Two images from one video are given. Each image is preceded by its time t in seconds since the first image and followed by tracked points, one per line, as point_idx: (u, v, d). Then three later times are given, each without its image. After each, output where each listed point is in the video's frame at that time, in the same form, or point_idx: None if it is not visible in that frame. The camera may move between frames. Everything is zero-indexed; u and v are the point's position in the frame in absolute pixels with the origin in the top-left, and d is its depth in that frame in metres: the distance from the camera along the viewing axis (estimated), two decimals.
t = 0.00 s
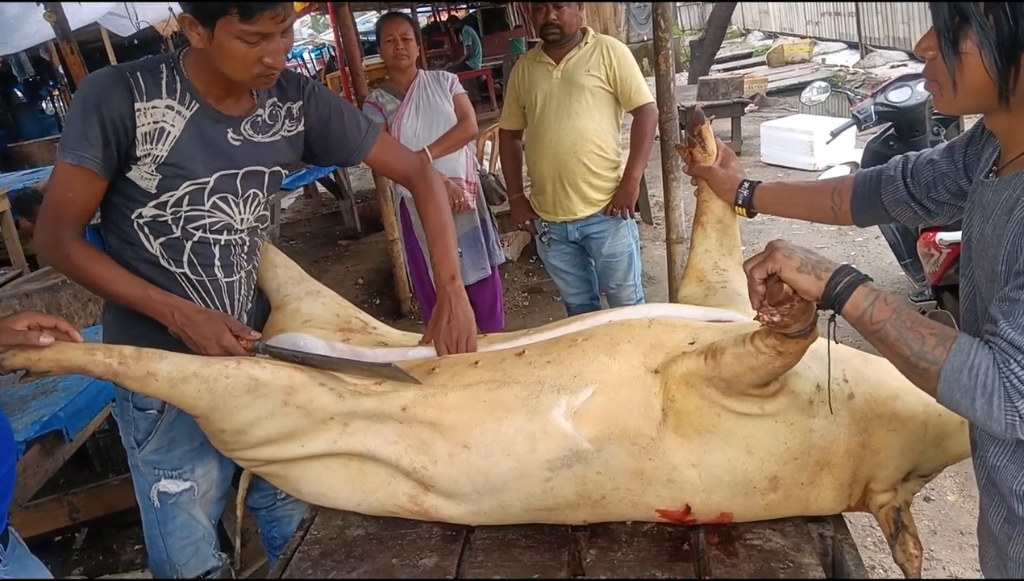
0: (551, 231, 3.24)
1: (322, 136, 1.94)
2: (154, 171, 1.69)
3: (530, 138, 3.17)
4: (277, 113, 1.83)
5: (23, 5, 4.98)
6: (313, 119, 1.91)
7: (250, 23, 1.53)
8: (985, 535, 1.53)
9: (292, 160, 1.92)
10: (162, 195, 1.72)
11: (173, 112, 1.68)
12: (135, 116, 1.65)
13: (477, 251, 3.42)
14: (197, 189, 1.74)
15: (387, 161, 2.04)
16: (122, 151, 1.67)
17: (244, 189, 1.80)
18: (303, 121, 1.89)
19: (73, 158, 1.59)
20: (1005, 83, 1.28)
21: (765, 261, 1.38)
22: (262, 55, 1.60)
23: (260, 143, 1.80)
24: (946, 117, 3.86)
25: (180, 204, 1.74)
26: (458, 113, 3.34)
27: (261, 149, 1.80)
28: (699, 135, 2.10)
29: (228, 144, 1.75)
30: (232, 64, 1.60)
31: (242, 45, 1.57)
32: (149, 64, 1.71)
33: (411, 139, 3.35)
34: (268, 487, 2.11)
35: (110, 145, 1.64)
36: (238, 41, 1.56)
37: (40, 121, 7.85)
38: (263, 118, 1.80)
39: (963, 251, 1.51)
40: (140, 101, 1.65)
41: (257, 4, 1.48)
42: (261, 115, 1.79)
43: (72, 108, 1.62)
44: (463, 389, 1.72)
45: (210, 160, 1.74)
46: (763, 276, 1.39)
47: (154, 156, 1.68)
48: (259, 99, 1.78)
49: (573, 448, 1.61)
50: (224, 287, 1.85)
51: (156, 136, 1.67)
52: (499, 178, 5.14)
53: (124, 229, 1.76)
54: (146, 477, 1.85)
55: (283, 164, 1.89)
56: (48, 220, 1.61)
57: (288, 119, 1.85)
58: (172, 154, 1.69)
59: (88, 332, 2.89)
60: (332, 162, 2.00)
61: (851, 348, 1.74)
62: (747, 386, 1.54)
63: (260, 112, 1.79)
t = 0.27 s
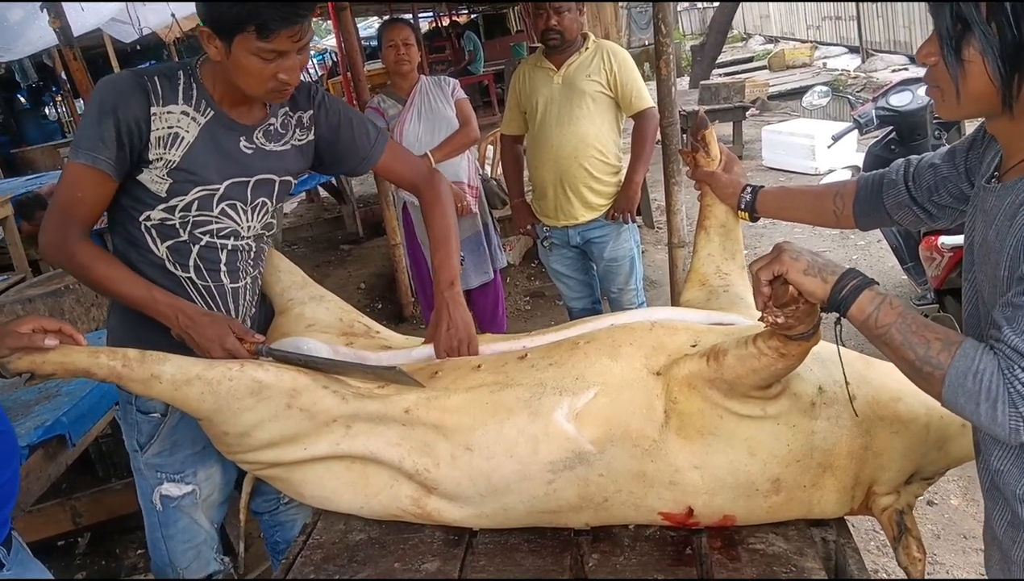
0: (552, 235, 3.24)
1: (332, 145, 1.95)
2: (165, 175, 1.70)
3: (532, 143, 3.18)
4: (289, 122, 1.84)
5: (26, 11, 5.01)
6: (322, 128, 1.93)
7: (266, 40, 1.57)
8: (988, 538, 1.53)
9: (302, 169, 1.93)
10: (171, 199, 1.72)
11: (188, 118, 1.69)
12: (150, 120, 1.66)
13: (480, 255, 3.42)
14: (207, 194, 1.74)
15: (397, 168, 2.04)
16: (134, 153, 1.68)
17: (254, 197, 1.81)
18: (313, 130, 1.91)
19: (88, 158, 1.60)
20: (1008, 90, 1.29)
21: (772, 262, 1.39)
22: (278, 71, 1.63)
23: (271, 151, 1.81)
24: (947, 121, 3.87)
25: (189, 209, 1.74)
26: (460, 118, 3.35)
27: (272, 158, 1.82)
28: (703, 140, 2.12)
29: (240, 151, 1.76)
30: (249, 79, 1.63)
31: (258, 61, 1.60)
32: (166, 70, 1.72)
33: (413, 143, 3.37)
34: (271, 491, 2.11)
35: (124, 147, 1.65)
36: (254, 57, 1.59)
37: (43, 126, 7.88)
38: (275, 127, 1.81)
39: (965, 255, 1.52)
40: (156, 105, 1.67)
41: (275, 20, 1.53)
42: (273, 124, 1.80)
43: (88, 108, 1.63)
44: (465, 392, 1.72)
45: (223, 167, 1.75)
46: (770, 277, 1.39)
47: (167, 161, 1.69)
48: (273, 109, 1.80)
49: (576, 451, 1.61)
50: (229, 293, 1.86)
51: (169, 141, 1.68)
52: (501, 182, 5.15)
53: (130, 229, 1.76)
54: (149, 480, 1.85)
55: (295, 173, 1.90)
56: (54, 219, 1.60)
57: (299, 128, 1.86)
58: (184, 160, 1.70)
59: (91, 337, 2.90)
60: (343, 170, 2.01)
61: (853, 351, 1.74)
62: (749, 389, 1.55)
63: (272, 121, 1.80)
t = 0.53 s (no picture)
0: (554, 235, 3.24)
1: (338, 145, 1.96)
2: (174, 173, 1.70)
3: (533, 143, 3.18)
4: (297, 122, 1.84)
5: (30, 10, 5.03)
6: (329, 128, 1.94)
7: (277, 42, 1.58)
8: (989, 538, 1.53)
9: (308, 169, 1.94)
10: (180, 198, 1.72)
11: (199, 117, 1.69)
12: (161, 119, 1.66)
13: (482, 254, 3.42)
14: (216, 193, 1.74)
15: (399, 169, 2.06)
16: (143, 150, 1.68)
17: (262, 196, 1.81)
18: (320, 130, 1.92)
19: (98, 155, 1.60)
20: (1008, 88, 1.29)
21: (764, 265, 1.38)
22: (286, 74, 1.63)
23: (280, 151, 1.81)
24: (949, 121, 3.86)
25: (198, 208, 1.74)
26: (462, 118, 3.36)
27: (281, 158, 1.81)
28: (704, 140, 2.13)
29: (250, 150, 1.76)
30: (258, 80, 1.63)
31: (268, 63, 1.61)
32: (177, 69, 1.72)
33: (416, 143, 3.37)
34: (273, 490, 2.11)
35: (134, 145, 1.65)
36: (264, 58, 1.60)
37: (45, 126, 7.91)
38: (284, 127, 1.81)
39: (966, 255, 1.51)
40: (167, 104, 1.67)
41: (286, 23, 1.55)
42: (281, 124, 1.80)
43: (98, 104, 1.62)
44: (467, 390, 1.72)
45: (232, 166, 1.75)
46: (761, 281, 1.39)
47: (176, 159, 1.69)
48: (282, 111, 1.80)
49: (578, 449, 1.61)
50: (235, 292, 1.86)
51: (180, 140, 1.68)
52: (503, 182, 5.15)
53: (136, 226, 1.76)
54: (152, 479, 1.85)
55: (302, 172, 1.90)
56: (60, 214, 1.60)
57: (307, 128, 1.87)
58: (194, 159, 1.70)
59: (93, 335, 2.90)
60: (348, 171, 2.02)
61: (854, 350, 1.74)
62: (750, 388, 1.55)
63: (281, 121, 1.80)
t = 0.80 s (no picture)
0: (557, 235, 3.24)
1: (338, 147, 1.99)
2: (179, 171, 1.71)
3: (536, 143, 3.18)
4: (300, 121, 1.85)
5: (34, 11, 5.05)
6: (330, 129, 1.95)
7: (288, 38, 1.59)
8: (994, 539, 1.52)
9: (311, 170, 1.95)
10: (185, 196, 1.73)
11: (205, 115, 1.70)
12: (166, 118, 1.67)
13: (485, 254, 3.43)
14: (221, 191, 1.75)
15: (397, 176, 2.09)
16: (149, 149, 1.68)
17: (266, 194, 1.82)
18: (322, 130, 1.93)
19: (104, 155, 1.60)
20: (1013, 87, 1.28)
21: (768, 267, 1.38)
22: (295, 71, 1.64)
23: (283, 150, 1.81)
24: (954, 121, 3.85)
25: (203, 205, 1.75)
26: (466, 118, 3.36)
27: (284, 157, 1.82)
28: (708, 140, 2.13)
29: (254, 148, 1.76)
30: (267, 76, 1.64)
31: (277, 59, 1.61)
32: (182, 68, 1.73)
33: (419, 144, 3.38)
34: (277, 490, 2.12)
35: (139, 144, 1.65)
36: (274, 54, 1.61)
37: (50, 126, 7.94)
38: (287, 126, 1.82)
39: (971, 255, 1.51)
40: (173, 103, 1.67)
41: (297, 19, 1.56)
42: (286, 123, 1.81)
43: (103, 103, 1.63)
44: (470, 390, 1.72)
45: (238, 164, 1.75)
46: (765, 283, 1.39)
47: (182, 157, 1.69)
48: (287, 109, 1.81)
49: (581, 450, 1.61)
50: (240, 291, 1.86)
51: (184, 138, 1.69)
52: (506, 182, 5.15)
53: (141, 226, 1.77)
54: (158, 479, 1.85)
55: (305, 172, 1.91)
56: (64, 213, 1.60)
57: (310, 127, 1.88)
58: (199, 156, 1.71)
59: (98, 335, 2.91)
60: (345, 174, 2.06)
61: (858, 351, 1.74)
62: (753, 389, 1.54)
63: (285, 120, 1.81)
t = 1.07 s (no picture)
0: (559, 235, 3.24)
1: (336, 148, 2.00)
2: (179, 168, 1.71)
3: (538, 143, 3.18)
4: (298, 120, 1.86)
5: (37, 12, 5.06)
6: (327, 128, 1.97)
7: (295, 31, 1.60)
8: (997, 540, 1.52)
9: (309, 169, 1.96)
10: (184, 194, 1.73)
11: (204, 112, 1.70)
12: (166, 114, 1.67)
13: (487, 255, 3.43)
14: (220, 189, 1.75)
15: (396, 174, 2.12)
16: (150, 147, 1.68)
17: (264, 193, 1.82)
18: (320, 129, 1.94)
19: (107, 151, 1.60)
20: (1018, 88, 1.28)
21: (772, 269, 1.37)
22: (300, 65, 1.65)
23: (281, 148, 1.82)
24: (956, 121, 3.84)
25: (202, 204, 1.75)
26: (468, 118, 3.37)
27: (282, 155, 1.83)
28: (710, 140, 2.13)
29: (252, 145, 1.77)
30: (272, 71, 1.65)
31: (283, 52, 1.62)
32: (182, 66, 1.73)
33: (421, 145, 3.39)
34: (279, 492, 2.12)
35: (141, 141, 1.66)
36: (280, 48, 1.62)
37: (52, 127, 7.97)
38: (286, 125, 1.83)
39: (975, 255, 1.51)
40: (173, 100, 1.67)
41: (307, 12, 1.57)
42: (284, 121, 1.82)
43: (104, 101, 1.63)
44: (472, 392, 1.72)
45: (237, 162, 1.76)
46: (769, 285, 1.38)
47: (182, 154, 1.69)
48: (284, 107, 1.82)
49: (583, 451, 1.61)
50: (240, 291, 1.87)
51: (185, 135, 1.69)
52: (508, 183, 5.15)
53: (140, 225, 1.77)
54: (160, 481, 1.86)
55: (303, 171, 1.92)
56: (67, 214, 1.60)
57: (308, 126, 1.89)
58: (199, 153, 1.71)
59: (100, 336, 2.91)
60: (342, 174, 2.08)
61: (861, 352, 1.74)
62: (755, 391, 1.54)
63: (283, 119, 1.82)
